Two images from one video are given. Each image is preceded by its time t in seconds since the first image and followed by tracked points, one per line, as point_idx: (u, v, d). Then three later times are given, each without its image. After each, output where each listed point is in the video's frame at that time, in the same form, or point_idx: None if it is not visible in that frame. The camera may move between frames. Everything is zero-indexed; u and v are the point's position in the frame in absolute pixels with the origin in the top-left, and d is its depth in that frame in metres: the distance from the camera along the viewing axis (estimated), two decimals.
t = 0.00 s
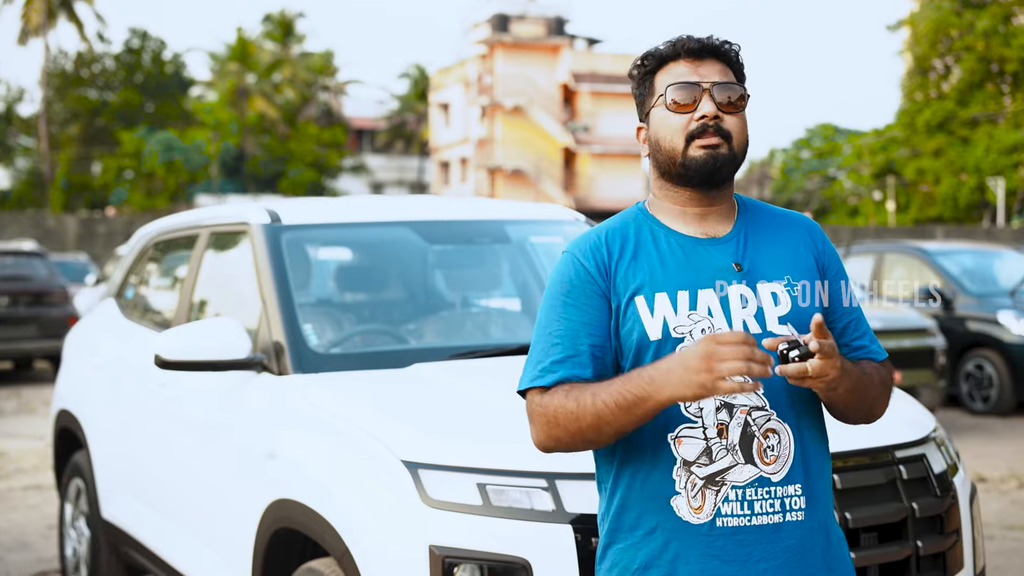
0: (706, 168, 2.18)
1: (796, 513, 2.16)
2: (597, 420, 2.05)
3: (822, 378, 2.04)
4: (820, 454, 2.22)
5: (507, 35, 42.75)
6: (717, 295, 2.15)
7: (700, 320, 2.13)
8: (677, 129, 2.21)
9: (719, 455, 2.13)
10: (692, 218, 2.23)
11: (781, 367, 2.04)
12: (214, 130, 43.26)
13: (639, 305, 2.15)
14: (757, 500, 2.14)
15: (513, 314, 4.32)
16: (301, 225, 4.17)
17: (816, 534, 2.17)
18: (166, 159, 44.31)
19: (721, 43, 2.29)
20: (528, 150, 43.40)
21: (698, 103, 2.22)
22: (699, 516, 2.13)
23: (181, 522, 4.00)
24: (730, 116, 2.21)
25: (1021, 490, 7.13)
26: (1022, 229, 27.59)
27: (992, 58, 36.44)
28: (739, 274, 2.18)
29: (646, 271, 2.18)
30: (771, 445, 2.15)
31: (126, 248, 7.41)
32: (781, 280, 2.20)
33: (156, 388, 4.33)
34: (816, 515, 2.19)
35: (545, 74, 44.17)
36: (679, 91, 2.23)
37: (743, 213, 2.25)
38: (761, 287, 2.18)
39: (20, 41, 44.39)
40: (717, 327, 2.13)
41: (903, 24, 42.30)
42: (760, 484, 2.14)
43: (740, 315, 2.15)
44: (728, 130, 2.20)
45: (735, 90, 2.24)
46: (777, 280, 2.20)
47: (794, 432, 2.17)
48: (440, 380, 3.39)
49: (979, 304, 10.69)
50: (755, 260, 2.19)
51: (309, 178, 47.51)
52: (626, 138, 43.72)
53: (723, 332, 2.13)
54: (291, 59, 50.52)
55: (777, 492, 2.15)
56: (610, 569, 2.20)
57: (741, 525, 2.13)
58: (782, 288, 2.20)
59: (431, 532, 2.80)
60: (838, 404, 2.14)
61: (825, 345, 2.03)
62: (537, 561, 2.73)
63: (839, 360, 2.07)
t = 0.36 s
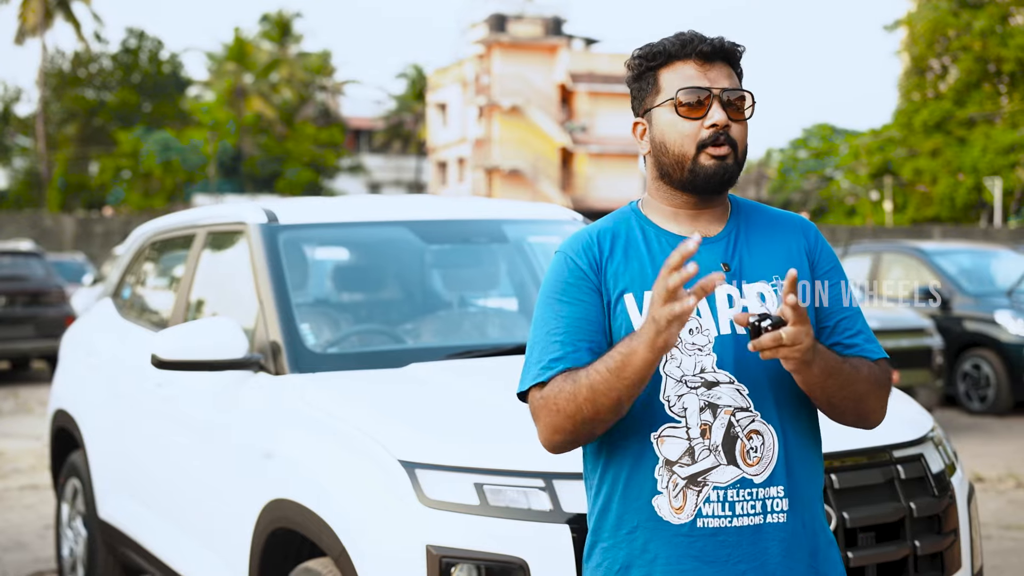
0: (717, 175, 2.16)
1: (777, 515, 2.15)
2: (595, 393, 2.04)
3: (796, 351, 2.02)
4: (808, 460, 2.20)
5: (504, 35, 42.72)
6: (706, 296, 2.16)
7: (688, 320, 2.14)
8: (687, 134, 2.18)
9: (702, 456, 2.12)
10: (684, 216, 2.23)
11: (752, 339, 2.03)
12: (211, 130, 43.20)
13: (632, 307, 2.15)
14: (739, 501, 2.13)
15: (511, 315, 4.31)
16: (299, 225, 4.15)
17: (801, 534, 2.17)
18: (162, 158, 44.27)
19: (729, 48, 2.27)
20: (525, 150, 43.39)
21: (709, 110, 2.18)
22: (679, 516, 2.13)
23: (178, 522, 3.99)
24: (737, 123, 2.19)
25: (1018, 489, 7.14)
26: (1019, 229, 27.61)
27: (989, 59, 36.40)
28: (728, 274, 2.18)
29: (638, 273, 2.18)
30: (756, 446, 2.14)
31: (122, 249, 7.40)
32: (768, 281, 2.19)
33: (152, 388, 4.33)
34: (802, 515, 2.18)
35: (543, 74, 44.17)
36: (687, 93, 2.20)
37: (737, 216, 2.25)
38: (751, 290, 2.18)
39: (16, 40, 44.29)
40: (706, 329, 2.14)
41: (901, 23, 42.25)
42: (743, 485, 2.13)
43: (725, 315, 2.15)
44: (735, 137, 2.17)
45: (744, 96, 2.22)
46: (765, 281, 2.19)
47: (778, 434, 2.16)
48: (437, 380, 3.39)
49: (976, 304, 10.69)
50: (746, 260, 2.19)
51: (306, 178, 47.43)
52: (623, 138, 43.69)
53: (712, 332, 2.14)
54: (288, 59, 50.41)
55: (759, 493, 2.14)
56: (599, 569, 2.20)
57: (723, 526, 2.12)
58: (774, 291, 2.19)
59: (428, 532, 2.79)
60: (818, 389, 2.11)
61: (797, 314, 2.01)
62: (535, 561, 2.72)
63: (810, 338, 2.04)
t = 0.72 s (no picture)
0: (716, 172, 2.16)
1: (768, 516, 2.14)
2: (569, 397, 2.06)
3: (802, 330, 2.02)
4: (803, 459, 2.19)
5: (502, 35, 42.71)
6: (697, 293, 2.15)
7: (677, 318, 2.13)
8: (685, 130, 2.19)
9: (691, 454, 2.12)
10: (685, 217, 2.23)
11: (760, 316, 2.04)
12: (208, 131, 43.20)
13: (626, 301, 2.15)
14: (729, 501, 2.12)
15: (508, 315, 4.31)
16: (297, 225, 4.15)
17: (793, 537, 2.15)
18: (161, 159, 44.31)
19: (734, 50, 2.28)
20: (524, 150, 43.47)
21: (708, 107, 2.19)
22: (668, 515, 2.12)
23: (175, 521, 3.99)
24: (739, 122, 2.20)
25: (1017, 490, 7.13)
26: (1016, 230, 27.70)
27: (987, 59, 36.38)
28: (721, 273, 2.18)
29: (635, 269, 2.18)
30: (745, 446, 2.13)
31: (119, 250, 7.38)
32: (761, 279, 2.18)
33: (150, 388, 4.33)
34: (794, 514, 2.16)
35: (541, 74, 44.13)
36: (688, 92, 2.21)
37: (735, 214, 2.24)
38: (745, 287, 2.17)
39: (14, 41, 44.32)
40: (698, 327, 2.13)
41: (898, 24, 42.29)
42: (732, 484, 2.12)
43: (719, 313, 2.14)
44: (736, 133, 2.18)
45: (746, 92, 2.23)
46: (760, 278, 2.18)
47: (769, 434, 2.15)
48: (436, 380, 3.39)
49: (974, 304, 10.69)
50: (738, 257, 2.18)
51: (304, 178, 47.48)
52: (621, 138, 43.68)
53: (704, 332, 2.13)
54: (287, 60, 50.35)
55: (749, 495, 2.13)
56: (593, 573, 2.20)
57: (711, 526, 2.12)
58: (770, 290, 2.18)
59: (426, 534, 2.79)
60: (821, 376, 2.11)
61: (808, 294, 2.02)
62: (533, 561, 2.72)
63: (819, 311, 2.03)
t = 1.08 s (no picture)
0: (719, 185, 2.15)
1: (770, 530, 2.15)
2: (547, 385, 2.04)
3: (798, 417, 2.02)
4: (805, 470, 2.19)
5: (500, 36, 42.75)
6: (702, 305, 2.14)
7: (682, 330, 2.12)
8: (688, 138, 2.18)
9: (691, 468, 2.11)
10: (688, 220, 2.22)
11: (758, 402, 2.03)
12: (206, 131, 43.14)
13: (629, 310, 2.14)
14: (728, 516, 2.13)
15: (506, 314, 4.30)
16: (295, 225, 4.14)
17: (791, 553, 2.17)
18: (159, 159, 44.29)
19: (745, 47, 2.25)
20: (522, 150, 43.45)
21: (713, 116, 2.18)
22: (667, 528, 2.13)
23: (174, 521, 3.98)
24: (746, 128, 2.19)
25: (1015, 489, 7.14)
26: (1015, 230, 27.70)
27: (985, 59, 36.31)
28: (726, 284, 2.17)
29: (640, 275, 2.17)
30: (746, 462, 2.14)
31: (117, 250, 7.38)
32: (764, 287, 2.18)
33: (147, 388, 4.33)
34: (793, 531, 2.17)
35: (539, 74, 44.06)
36: (694, 96, 2.19)
37: (738, 221, 2.23)
38: (751, 299, 2.16)
39: (12, 41, 44.27)
40: (701, 341, 2.12)
41: (897, 23, 42.24)
42: (731, 500, 2.13)
43: (723, 328, 2.13)
44: (740, 142, 2.18)
45: (753, 99, 2.22)
46: (762, 292, 2.17)
47: (770, 446, 2.15)
48: (435, 380, 3.39)
49: (973, 304, 10.69)
50: (741, 269, 2.18)
51: (302, 178, 47.51)
52: (620, 139, 43.67)
53: (707, 345, 2.12)
54: (285, 60, 50.31)
55: (750, 509, 2.14)
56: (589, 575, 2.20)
57: (710, 539, 2.13)
58: (774, 303, 2.18)
59: (423, 533, 2.79)
60: (827, 428, 2.14)
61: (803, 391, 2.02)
62: (531, 563, 2.72)
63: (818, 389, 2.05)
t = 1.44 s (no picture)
0: (736, 195, 2.13)
1: (784, 533, 2.17)
2: (566, 382, 2.03)
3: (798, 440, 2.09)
4: (810, 469, 2.24)
5: (499, 36, 42.76)
6: (716, 308, 2.14)
7: (698, 335, 2.12)
8: (702, 151, 2.15)
9: (711, 473, 2.12)
10: (694, 224, 2.21)
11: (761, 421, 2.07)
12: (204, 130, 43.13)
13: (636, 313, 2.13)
14: (746, 520, 2.14)
15: (505, 315, 4.30)
16: (293, 225, 4.14)
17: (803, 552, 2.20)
18: (158, 159, 44.28)
19: (759, 53, 2.21)
20: (521, 151, 43.43)
21: (730, 128, 2.14)
22: (685, 532, 2.13)
23: (172, 521, 3.98)
24: (758, 140, 2.16)
25: (1013, 490, 7.14)
26: (1013, 230, 27.71)
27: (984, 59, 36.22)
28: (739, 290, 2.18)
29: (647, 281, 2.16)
30: (763, 466, 2.16)
31: (115, 251, 7.38)
32: (774, 288, 2.20)
33: (145, 388, 4.33)
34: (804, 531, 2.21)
35: (537, 74, 44.06)
36: (712, 105, 2.16)
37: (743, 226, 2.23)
38: (763, 303, 2.18)
39: (11, 41, 44.29)
40: (718, 344, 2.12)
41: (895, 23, 42.32)
42: (750, 504, 2.14)
43: (739, 334, 2.13)
44: (755, 154, 2.15)
45: (765, 108, 2.19)
46: (774, 296, 2.19)
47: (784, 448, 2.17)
48: (433, 379, 3.39)
49: (971, 304, 10.70)
50: (753, 274, 2.19)
51: (300, 179, 47.56)
52: (618, 139, 43.67)
53: (723, 349, 2.12)
54: (283, 60, 50.27)
55: (765, 512, 2.16)
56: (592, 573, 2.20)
57: (729, 542, 2.14)
58: (782, 303, 2.19)
59: (422, 534, 2.78)
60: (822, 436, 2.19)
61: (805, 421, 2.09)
62: (529, 562, 2.71)
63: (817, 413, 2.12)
